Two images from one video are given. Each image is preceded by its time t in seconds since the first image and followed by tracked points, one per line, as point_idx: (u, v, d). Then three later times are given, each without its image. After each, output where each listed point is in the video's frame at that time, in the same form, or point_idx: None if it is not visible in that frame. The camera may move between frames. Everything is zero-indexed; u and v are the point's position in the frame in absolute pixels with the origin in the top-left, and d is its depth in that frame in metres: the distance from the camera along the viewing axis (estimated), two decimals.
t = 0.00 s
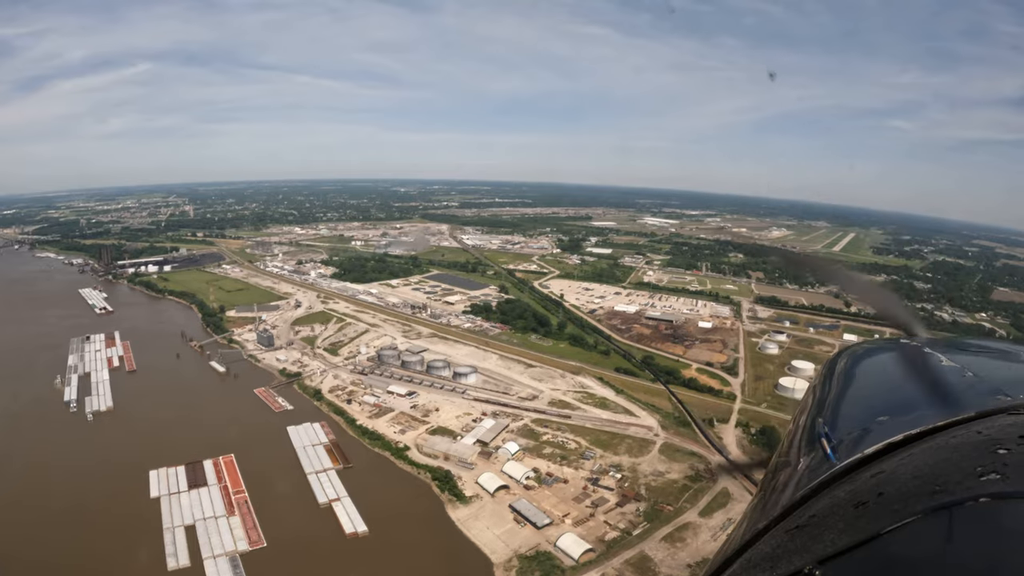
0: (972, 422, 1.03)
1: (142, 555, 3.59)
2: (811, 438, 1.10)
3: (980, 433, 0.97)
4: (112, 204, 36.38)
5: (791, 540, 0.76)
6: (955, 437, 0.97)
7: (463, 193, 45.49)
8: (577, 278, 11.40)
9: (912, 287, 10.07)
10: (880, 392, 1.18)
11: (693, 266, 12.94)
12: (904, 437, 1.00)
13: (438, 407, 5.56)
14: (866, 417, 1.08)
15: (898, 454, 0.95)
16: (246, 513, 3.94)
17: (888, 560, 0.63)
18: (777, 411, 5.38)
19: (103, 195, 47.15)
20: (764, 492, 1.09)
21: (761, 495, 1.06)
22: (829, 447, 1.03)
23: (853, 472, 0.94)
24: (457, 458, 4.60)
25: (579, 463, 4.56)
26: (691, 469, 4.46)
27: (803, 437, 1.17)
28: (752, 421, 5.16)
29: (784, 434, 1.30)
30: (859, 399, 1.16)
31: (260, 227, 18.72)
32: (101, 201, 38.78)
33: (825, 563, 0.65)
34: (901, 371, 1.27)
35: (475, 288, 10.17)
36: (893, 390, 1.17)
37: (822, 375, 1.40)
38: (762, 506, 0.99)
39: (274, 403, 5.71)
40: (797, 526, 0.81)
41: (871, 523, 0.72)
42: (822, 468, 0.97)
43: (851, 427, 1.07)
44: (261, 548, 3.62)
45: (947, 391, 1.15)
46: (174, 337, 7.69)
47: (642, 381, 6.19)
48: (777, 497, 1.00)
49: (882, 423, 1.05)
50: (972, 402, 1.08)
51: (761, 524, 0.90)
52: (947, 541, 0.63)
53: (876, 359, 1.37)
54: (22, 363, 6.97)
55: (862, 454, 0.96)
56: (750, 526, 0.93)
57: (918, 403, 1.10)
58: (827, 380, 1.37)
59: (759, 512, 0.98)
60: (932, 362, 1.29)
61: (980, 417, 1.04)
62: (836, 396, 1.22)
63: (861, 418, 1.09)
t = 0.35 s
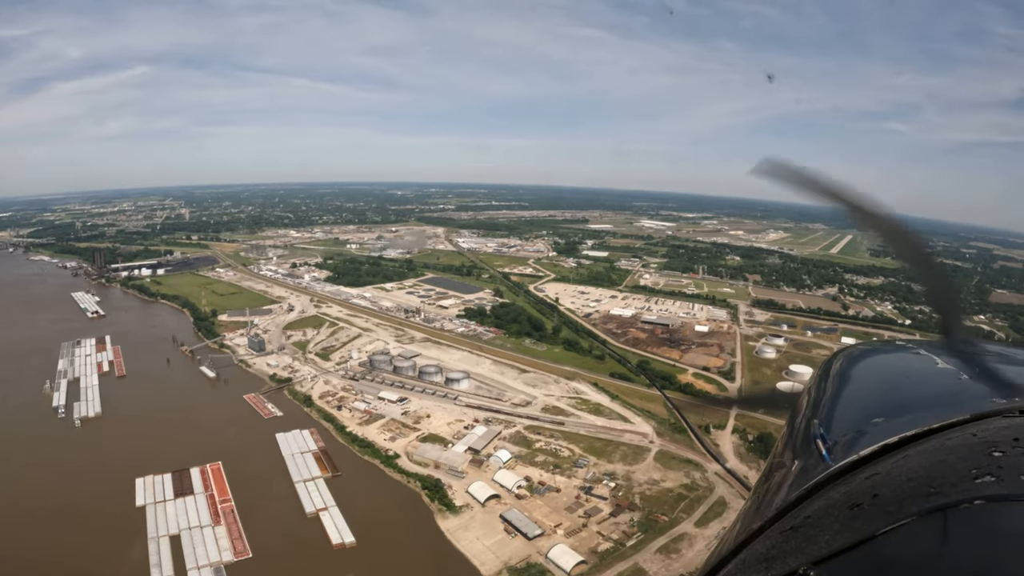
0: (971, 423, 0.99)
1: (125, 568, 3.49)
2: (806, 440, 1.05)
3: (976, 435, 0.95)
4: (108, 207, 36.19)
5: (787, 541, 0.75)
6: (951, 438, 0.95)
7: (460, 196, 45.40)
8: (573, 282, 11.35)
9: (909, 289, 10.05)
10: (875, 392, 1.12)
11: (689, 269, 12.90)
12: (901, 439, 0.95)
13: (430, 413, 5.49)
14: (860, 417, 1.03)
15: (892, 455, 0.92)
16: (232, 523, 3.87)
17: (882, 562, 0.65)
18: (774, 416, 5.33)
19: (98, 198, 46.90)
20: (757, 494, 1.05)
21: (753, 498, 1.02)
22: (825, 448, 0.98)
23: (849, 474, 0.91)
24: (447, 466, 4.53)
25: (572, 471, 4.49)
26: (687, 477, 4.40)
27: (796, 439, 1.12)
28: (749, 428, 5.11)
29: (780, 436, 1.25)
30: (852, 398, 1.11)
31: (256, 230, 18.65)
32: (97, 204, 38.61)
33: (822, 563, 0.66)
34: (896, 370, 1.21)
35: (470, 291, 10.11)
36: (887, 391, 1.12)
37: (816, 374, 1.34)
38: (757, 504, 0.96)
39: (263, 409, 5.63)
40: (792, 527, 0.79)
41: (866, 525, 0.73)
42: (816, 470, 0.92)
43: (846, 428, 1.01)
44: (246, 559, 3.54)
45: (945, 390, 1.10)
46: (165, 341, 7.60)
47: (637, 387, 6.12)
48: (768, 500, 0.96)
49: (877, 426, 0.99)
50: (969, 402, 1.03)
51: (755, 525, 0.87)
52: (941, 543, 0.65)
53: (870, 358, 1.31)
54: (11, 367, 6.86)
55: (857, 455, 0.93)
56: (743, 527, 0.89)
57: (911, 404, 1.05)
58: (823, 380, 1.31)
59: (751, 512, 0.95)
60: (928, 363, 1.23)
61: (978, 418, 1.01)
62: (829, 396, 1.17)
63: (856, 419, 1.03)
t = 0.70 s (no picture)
0: (968, 429, 0.94)
1: None
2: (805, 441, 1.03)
3: (974, 440, 0.91)
4: (103, 208, 36.01)
5: (782, 540, 0.76)
6: (950, 443, 0.91)
7: (456, 198, 45.35)
8: (568, 284, 11.31)
9: (905, 292, 10.06)
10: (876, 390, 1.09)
11: (685, 271, 12.87)
12: (899, 441, 0.92)
13: (419, 419, 5.42)
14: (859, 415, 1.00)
15: (889, 456, 0.90)
16: (216, 531, 3.79)
17: (876, 564, 0.64)
18: (770, 422, 5.30)
19: (93, 199, 46.73)
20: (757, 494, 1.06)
21: (751, 499, 1.03)
22: (822, 449, 0.97)
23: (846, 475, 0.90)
24: (436, 473, 4.47)
25: (564, 478, 4.43)
26: (681, 484, 4.34)
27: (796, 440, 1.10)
28: (744, 434, 5.06)
29: (779, 439, 1.24)
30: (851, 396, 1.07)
31: (250, 232, 18.54)
32: (92, 205, 38.50)
33: (815, 565, 0.67)
34: (900, 369, 1.16)
35: (463, 294, 10.05)
36: (887, 389, 1.08)
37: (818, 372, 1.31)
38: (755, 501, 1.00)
39: (251, 414, 5.54)
40: (788, 527, 0.80)
41: (861, 525, 0.72)
42: (814, 470, 0.92)
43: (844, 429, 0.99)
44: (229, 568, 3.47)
45: (949, 389, 1.05)
46: (155, 344, 7.50)
47: (631, 392, 6.06)
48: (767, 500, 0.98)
49: (875, 424, 0.97)
50: (971, 404, 0.98)
51: (754, 522, 0.89)
52: (937, 547, 0.63)
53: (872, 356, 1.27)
54: None
55: (854, 455, 0.91)
56: (742, 523, 0.92)
57: (913, 403, 1.01)
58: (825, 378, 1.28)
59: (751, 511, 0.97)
60: (931, 364, 1.18)
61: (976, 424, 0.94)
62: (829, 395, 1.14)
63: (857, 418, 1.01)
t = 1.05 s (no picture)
0: (973, 438, 1.02)
1: None
2: (809, 442, 1.11)
3: (978, 449, 0.98)
4: (98, 207, 35.78)
5: (781, 541, 0.80)
6: (954, 450, 0.99)
7: (454, 196, 45.18)
8: (565, 283, 11.22)
9: (905, 291, 9.99)
10: (876, 400, 1.19)
11: (683, 271, 12.78)
12: (903, 447, 1.01)
13: (412, 421, 5.36)
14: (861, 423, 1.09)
15: (893, 462, 0.98)
16: (203, 536, 3.72)
17: (880, 569, 0.69)
18: (769, 424, 5.26)
19: (90, 197, 46.49)
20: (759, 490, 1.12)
21: (755, 494, 1.09)
22: (826, 451, 1.05)
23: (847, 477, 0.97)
24: (427, 477, 4.40)
25: (558, 483, 4.37)
26: (678, 490, 4.27)
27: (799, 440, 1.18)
28: (743, 436, 5.01)
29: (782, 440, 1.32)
30: (855, 406, 1.17)
31: (246, 231, 18.39)
32: (88, 204, 38.27)
33: (815, 567, 0.70)
34: (901, 381, 1.27)
35: (460, 293, 9.97)
36: (886, 399, 1.18)
37: (822, 381, 1.41)
38: (754, 503, 1.03)
39: (242, 416, 5.47)
40: (788, 527, 0.84)
41: (863, 529, 0.79)
42: (817, 472, 0.98)
43: (848, 433, 1.08)
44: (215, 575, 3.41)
45: (945, 402, 1.15)
46: (147, 344, 7.42)
47: (628, 393, 5.99)
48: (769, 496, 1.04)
49: (875, 431, 1.06)
50: (971, 416, 1.08)
51: (754, 521, 0.92)
52: (935, 555, 0.69)
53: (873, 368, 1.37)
54: None
55: (858, 460, 0.99)
56: (742, 523, 0.95)
57: (910, 414, 1.11)
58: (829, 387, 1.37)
59: (749, 512, 1.01)
60: (931, 377, 1.28)
61: (982, 431, 1.04)
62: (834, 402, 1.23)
63: (859, 424, 1.10)
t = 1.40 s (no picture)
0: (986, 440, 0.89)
1: None
2: (819, 446, 1.00)
3: (990, 452, 0.85)
4: (97, 205, 35.71)
5: (793, 546, 0.71)
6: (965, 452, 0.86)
7: (453, 194, 45.16)
8: (563, 282, 11.16)
9: (905, 291, 9.98)
10: (891, 400, 1.07)
11: (682, 269, 12.75)
12: (915, 450, 0.90)
13: (405, 423, 5.29)
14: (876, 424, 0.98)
15: (904, 466, 0.86)
16: (191, 541, 3.66)
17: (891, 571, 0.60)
18: (768, 426, 5.19)
19: (88, 195, 46.42)
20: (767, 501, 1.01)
21: (762, 503, 0.99)
22: (837, 455, 0.94)
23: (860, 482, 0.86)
24: (419, 481, 4.34)
25: (552, 487, 4.31)
26: (675, 494, 4.21)
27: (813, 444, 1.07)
28: (741, 439, 4.95)
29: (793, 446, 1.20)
30: (871, 403, 1.05)
31: (244, 229, 18.35)
32: (86, 201, 38.19)
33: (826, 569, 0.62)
34: (922, 377, 1.17)
35: (457, 292, 9.90)
36: (905, 398, 1.06)
37: (834, 381, 1.28)
38: (766, 509, 0.93)
39: (233, 417, 5.40)
40: (801, 532, 0.76)
41: (874, 533, 0.69)
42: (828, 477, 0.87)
43: (861, 435, 0.97)
44: None
45: (969, 399, 1.04)
46: (140, 344, 7.35)
47: (624, 395, 5.93)
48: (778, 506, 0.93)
49: (890, 434, 0.94)
50: (982, 417, 0.97)
51: (768, 526, 0.83)
52: (949, 558, 0.60)
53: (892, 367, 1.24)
54: None
55: (871, 462, 0.87)
56: (752, 530, 0.86)
57: (930, 415, 0.99)
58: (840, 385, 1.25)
59: (759, 518, 0.92)
60: (946, 375, 1.15)
61: (994, 435, 0.91)
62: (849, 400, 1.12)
63: (872, 425, 0.99)
